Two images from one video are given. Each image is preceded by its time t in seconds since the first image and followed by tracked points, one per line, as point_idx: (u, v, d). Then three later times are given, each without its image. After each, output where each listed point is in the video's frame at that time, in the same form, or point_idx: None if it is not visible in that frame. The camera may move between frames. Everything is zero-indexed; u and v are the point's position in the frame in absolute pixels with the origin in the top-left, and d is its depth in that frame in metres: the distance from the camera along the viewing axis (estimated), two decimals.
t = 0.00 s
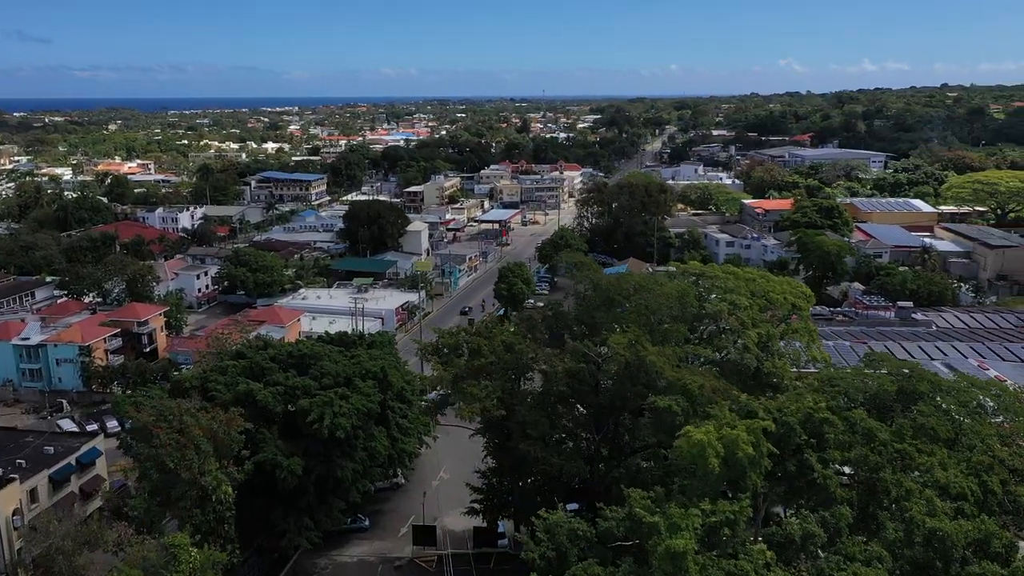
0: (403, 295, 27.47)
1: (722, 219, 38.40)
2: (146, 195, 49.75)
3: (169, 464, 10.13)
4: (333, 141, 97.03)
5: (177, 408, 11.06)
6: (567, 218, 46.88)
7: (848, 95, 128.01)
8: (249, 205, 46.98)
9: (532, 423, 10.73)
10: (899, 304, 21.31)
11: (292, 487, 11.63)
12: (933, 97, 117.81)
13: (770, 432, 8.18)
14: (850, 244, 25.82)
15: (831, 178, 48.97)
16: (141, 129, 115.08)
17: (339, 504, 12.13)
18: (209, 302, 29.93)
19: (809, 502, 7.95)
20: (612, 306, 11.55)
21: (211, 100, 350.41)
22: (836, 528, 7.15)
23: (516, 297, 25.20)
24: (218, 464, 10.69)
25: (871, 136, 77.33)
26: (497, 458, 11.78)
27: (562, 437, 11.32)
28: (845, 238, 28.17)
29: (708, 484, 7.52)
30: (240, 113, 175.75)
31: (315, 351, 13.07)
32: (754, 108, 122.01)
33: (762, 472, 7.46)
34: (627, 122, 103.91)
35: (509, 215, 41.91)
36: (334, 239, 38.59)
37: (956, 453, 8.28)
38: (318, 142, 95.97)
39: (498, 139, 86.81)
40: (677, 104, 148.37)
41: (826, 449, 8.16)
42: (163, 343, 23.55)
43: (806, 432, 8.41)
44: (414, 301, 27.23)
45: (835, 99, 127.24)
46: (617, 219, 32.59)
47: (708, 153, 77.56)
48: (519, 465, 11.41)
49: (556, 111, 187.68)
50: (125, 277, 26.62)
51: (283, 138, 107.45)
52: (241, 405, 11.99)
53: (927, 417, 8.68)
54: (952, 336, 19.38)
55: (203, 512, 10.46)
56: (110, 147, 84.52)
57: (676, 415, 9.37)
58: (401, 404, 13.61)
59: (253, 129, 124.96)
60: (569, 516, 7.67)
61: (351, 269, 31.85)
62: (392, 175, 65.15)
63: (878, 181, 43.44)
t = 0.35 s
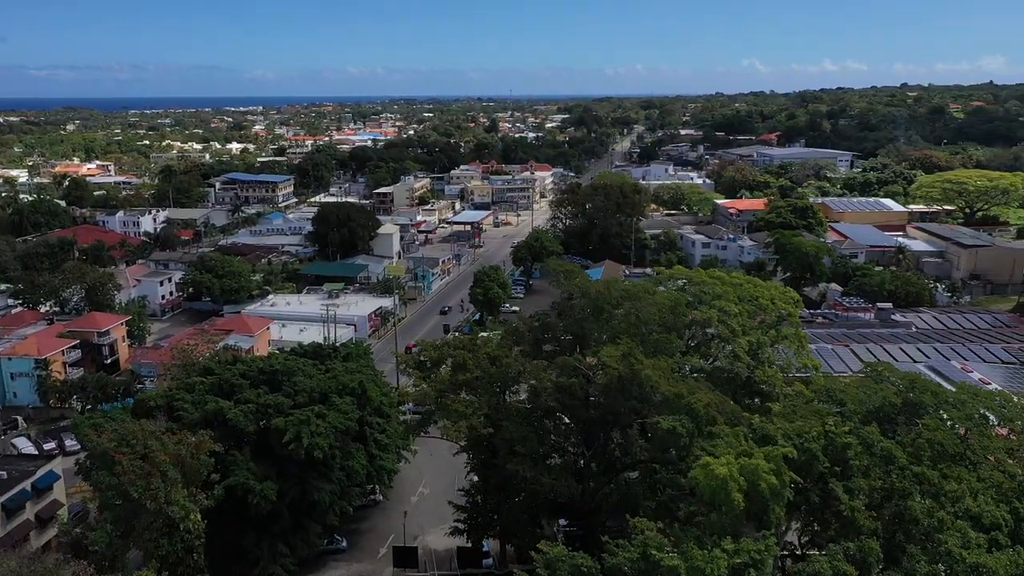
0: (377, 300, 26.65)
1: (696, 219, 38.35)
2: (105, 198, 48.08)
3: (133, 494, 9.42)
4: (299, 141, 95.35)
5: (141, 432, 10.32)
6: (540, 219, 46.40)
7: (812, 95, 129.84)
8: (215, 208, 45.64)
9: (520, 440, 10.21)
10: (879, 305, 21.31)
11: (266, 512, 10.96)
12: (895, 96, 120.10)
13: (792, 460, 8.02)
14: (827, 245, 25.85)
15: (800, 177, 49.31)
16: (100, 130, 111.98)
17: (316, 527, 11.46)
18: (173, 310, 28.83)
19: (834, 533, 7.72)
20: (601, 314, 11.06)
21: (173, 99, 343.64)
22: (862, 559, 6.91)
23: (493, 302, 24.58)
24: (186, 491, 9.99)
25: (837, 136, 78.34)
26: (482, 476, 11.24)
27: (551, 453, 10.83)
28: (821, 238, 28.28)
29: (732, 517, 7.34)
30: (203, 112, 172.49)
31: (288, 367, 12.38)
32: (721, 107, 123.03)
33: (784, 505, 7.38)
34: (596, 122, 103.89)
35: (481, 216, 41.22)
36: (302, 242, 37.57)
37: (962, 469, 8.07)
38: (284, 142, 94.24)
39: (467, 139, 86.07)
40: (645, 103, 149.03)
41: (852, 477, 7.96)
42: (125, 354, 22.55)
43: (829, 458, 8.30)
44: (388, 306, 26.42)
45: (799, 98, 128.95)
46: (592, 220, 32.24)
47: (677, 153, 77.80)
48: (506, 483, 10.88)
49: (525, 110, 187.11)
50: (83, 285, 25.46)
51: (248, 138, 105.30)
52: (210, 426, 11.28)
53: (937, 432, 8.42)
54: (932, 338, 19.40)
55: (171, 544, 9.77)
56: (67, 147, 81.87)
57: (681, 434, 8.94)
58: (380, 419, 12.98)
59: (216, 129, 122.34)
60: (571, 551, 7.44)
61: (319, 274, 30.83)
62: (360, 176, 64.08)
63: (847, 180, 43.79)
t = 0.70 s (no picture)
0: (349, 306, 25.84)
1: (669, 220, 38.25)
2: (63, 202, 46.41)
3: (92, 529, 8.68)
4: (265, 142, 93.54)
5: (101, 457, 9.58)
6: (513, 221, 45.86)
7: (777, 96, 131.53)
8: (178, 211, 44.28)
9: (507, 459, 9.67)
10: (858, 307, 21.32)
11: (237, 539, 10.25)
12: (858, 96, 122.27)
13: (816, 492, 7.67)
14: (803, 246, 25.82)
15: (770, 178, 49.61)
16: (56, 130, 108.57)
17: (291, 553, 10.78)
18: (135, 318, 27.69)
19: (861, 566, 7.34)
20: (589, 325, 10.59)
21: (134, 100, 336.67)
22: None
23: (468, 308, 23.95)
24: (151, 522, 9.28)
25: (803, 136, 79.27)
26: (466, 495, 10.68)
27: (540, 471, 10.33)
28: (797, 240, 28.33)
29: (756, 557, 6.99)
30: (164, 113, 168.91)
31: (259, 384, 11.70)
32: (688, 107, 123.89)
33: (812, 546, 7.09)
34: (565, 122, 103.77)
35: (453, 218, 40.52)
36: (269, 246, 36.46)
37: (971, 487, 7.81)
38: (249, 144, 92.43)
39: (436, 140, 85.26)
40: (613, 104, 149.56)
41: (879, 508, 7.61)
42: (85, 366, 21.52)
43: (854, 488, 7.87)
44: (360, 313, 25.63)
45: (764, 99, 130.45)
46: (567, 223, 31.87)
47: (647, 153, 78.00)
48: (494, 504, 10.35)
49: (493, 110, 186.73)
50: (39, 294, 24.30)
51: (212, 140, 103.11)
52: (175, 448, 10.56)
53: (948, 446, 8.15)
54: (913, 340, 19.47)
55: None
56: (22, 149, 79.18)
57: (684, 455, 8.51)
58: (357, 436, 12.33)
59: (179, 130, 119.60)
60: None
61: (290, 280, 29.87)
62: (328, 177, 62.97)
63: (817, 180, 44.06)
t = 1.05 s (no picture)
0: (319, 313, 24.92)
1: (642, 221, 38.10)
2: (16, 207, 44.60)
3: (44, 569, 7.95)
4: (229, 143, 91.58)
5: (54, 487, 8.82)
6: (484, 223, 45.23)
7: (743, 96, 133.06)
8: (139, 215, 42.79)
9: (492, 479, 9.14)
10: (837, 310, 21.38)
11: (205, 571, 9.57)
12: (821, 97, 124.22)
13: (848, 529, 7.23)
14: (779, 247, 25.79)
15: (740, 178, 49.82)
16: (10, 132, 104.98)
17: None
18: (94, 328, 26.25)
19: None
20: (577, 334, 10.06)
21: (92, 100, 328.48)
22: None
23: (443, 313, 23.24)
24: (111, 558, 8.57)
25: (769, 136, 80.10)
26: (450, 518, 10.13)
27: (527, 490, 9.84)
28: (772, 241, 28.37)
29: None
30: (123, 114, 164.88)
31: (227, 403, 10.98)
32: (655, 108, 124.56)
33: None
34: (533, 122, 103.42)
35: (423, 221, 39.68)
36: (234, 251, 35.36)
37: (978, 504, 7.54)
38: (211, 145, 90.33)
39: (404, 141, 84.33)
40: (580, 104, 149.87)
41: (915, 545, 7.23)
42: (40, 381, 20.37)
43: (886, 523, 7.47)
44: (331, 320, 24.72)
45: (730, 99, 131.83)
46: (540, 225, 31.38)
47: (617, 154, 78.03)
48: (479, 526, 9.82)
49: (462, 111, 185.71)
50: None
51: (174, 141, 100.67)
52: (136, 474, 9.81)
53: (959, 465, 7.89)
54: (891, 342, 19.81)
55: None
56: None
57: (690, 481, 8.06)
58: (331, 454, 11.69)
59: (139, 131, 116.55)
60: None
61: (255, 286, 28.69)
62: (295, 179, 61.74)
63: (787, 180, 44.26)
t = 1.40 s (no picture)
0: (300, 319, 24.14)
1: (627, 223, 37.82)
2: None
3: None
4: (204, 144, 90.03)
5: (16, 521, 8.13)
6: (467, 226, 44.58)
7: (721, 96, 133.99)
8: (113, 218, 41.54)
9: (489, 503, 8.61)
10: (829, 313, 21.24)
11: None
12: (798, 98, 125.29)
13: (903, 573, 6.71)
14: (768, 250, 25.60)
15: (724, 178, 49.75)
16: None
17: None
18: (66, 336, 24.90)
19: None
20: (577, 348, 9.57)
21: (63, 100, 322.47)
22: None
23: (428, 319, 22.61)
24: None
25: (749, 135, 80.42)
26: (443, 542, 9.58)
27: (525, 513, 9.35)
28: (759, 243, 28.23)
29: None
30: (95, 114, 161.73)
31: (205, 422, 10.33)
32: (635, 108, 124.78)
33: None
34: (513, 122, 102.99)
35: (405, 223, 38.83)
36: (212, 255, 34.35)
37: (1004, 528, 7.21)
38: (187, 146, 88.69)
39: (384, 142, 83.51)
40: (560, 104, 149.80)
41: None
42: (8, 394, 19.39)
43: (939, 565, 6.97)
44: (313, 326, 23.96)
45: (709, 99, 132.58)
46: (525, 228, 30.87)
47: (598, 154, 77.82)
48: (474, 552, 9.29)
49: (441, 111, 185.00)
50: None
51: (148, 142, 98.79)
52: (108, 502, 9.15)
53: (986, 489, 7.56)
54: (884, 346, 19.74)
55: None
56: None
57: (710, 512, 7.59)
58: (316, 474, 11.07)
59: (112, 131, 114.23)
60: None
61: (234, 292, 27.78)
62: (273, 181, 60.70)
63: (770, 181, 44.25)
